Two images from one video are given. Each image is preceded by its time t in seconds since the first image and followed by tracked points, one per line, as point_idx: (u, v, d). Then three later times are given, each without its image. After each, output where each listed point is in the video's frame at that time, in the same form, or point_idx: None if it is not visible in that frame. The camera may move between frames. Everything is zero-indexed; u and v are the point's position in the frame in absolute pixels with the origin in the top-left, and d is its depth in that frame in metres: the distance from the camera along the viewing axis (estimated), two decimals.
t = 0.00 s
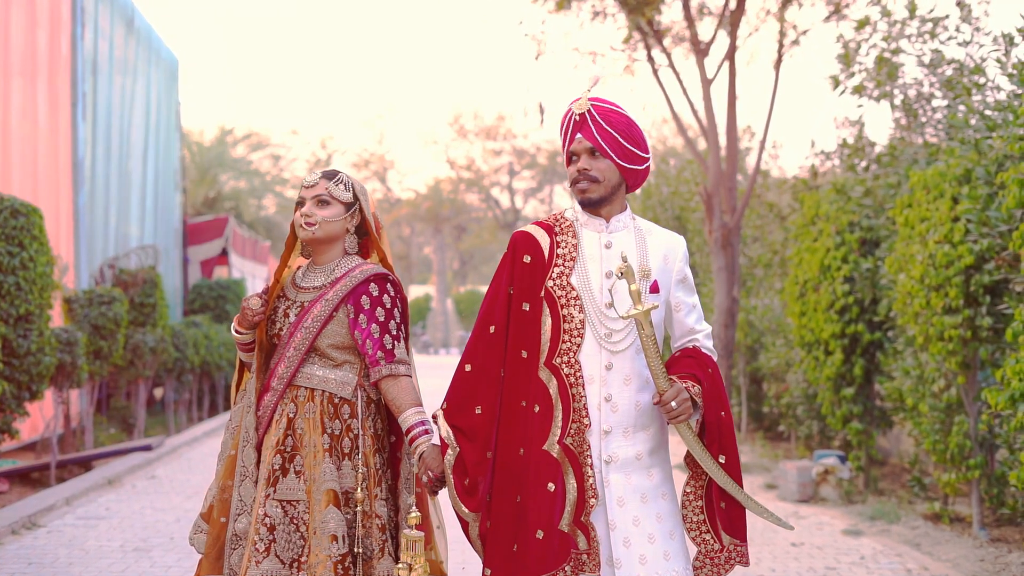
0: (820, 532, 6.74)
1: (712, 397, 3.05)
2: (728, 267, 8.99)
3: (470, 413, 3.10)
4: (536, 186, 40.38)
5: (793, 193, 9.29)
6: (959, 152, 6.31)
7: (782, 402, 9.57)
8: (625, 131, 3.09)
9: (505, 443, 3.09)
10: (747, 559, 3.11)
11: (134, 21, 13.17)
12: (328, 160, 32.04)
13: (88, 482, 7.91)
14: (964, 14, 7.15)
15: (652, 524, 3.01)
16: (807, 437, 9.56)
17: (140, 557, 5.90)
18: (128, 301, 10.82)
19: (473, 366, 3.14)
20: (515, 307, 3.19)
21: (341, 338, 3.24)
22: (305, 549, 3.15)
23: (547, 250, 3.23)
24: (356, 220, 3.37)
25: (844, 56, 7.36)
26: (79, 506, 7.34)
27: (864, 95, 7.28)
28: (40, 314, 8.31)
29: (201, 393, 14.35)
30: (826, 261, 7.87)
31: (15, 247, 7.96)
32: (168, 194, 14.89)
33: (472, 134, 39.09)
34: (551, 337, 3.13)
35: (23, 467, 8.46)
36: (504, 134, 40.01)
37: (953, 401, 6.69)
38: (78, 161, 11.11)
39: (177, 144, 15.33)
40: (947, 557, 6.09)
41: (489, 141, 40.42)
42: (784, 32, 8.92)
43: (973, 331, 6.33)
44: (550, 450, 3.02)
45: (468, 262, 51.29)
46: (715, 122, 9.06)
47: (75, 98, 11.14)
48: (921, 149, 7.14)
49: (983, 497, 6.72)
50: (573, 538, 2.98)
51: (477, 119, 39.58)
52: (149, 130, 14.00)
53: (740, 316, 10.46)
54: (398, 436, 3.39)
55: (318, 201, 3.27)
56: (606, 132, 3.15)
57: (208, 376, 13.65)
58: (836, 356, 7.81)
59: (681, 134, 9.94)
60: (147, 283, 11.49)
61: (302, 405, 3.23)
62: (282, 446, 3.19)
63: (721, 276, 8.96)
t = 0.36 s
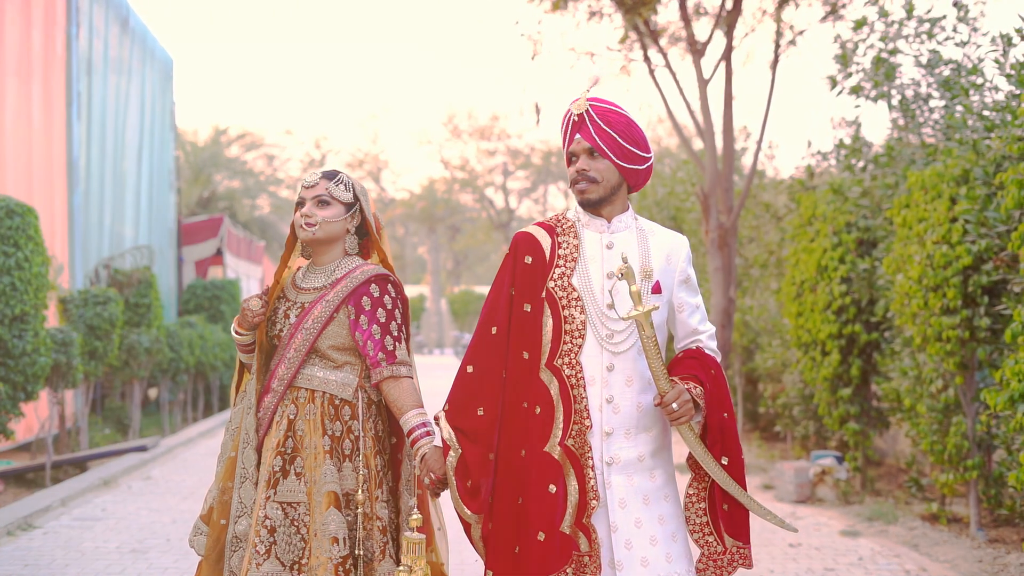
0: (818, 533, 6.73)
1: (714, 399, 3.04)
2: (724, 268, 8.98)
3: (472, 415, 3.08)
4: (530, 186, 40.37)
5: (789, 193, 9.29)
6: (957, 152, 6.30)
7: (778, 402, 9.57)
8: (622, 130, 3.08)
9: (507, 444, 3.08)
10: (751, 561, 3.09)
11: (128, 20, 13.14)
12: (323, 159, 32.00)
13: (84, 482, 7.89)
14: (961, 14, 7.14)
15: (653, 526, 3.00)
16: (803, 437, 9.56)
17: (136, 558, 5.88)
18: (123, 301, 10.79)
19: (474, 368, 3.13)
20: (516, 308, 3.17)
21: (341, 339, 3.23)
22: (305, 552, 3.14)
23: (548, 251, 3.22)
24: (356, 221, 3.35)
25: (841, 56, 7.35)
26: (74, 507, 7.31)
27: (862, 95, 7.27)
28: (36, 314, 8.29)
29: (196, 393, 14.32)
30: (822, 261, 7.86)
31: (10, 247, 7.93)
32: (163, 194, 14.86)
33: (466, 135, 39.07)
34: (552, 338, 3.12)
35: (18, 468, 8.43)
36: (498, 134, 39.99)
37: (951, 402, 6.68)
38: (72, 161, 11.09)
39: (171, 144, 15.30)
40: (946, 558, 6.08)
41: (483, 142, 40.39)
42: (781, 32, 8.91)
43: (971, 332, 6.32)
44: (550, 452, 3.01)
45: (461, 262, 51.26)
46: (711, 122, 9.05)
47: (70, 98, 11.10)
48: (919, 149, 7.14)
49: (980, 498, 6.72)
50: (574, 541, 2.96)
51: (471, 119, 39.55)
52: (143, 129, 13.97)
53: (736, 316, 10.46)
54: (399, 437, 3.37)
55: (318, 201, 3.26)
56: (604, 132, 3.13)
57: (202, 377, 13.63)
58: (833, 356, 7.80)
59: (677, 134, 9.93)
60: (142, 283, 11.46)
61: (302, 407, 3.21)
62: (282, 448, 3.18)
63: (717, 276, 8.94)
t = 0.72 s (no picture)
0: (818, 533, 6.72)
1: (720, 400, 3.02)
2: (722, 268, 8.96)
3: (478, 416, 3.08)
4: (525, 186, 40.36)
5: (786, 193, 9.28)
6: (957, 152, 6.29)
7: (776, 402, 9.56)
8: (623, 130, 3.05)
9: (511, 445, 3.07)
10: (758, 564, 3.05)
11: (124, 20, 13.10)
12: (318, 159, 31.97)
13: (80, 483, 7.87)
14: (960, 14, 7.13)
15: (659, 528, 2.97)
16: (801, 438, 9.55)
17: (135, 559, 5.86)
18: (119, 301, 10.76)
19: (479, 369, 3.11)
20: (521, 308, 3.16)
21: (345, 340, 3.21)
22: (308, 554, 3.12)
23: (553, 251, 3.19)
24: (360, 220, 3.33)
25: (841, 56, 7.34)
26: (71, 508, 7.28)
27: (861, 95, 7.26)
28: (32, 315, 8.27)
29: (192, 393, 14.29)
30: (821, 261, 7.84)
31: (6, 247, 7.90)
32: (158, 194, 14.82)
33: (461, 135, 39.04)
34: (557, 338, 3.10)
35: (14, 469, 8.39)
36: (493, 134, 39.97)
37: (950, 402, 6.68)
38: (68, 161, 11.05)
39: (167, 143, 15.27)
40: (946, 559, 6.07)
41: (479, 142, 40.37)
42: (779, 32, 8.89)
43: (971, 332, 6.31)
44: (555, 453, 2.99)
45: (457, 263, 51.25)
46: (709, 122, 9.03)
47: (66, 97, 11.07)
48: (919, 149, 7.13)
49: (980, 499, 6.71)
50: (579, 542, 2.95)
51: (466, 119, 39.53)
52: (139, 129, 13.94)
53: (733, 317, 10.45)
54: (403, 438, 3.35)
55: (321, 201, 3.24)
56: (605, 132, 3.10)
57: (198, 377, 13.60)
58: (832, 356, 7.78)
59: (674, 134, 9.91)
60: (138, 283, 11.44)
61: (305, 408, 3.20)
62: (285, 449, 3.16)
63: (716, 276, 8.92)
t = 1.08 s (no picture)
0: (818, 534, 6.70)
1: (728, 400, 3.00)
2: (721, 268, 8.93)
3: (486, 416, 3.05)
4: (519, 186, 40.34)
5: (784, 193, 9.26)
6: (958, 153, 6.28)
7: (774, 403, 9.54)
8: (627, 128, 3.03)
9: (519, 445, 3.05)
10: (768, 566, 3.03)
11: (120, 19, 13.07)
12: (313, 159, 31.92)
13: (77, 483, 7.84)
14: (959, 14, 7.12)
15: (667, 529, 2.95)
16: (799, 438, 9.53)
17: (134, 560, 5.83)
18: (115, 301, 10.73)
19: (488, 369, 3.08)
20: (528, 307, 3.13)
21: (351, 340, 3.19)
22: (315, 555, 3.10)
23: (560, 250, 3.16)
24: (365, 220, 3.31)
25: (841, 56, 7.33)
26: (69, 508, 7.25)
27: (861, 95, 7.25)
28: (28, 314, 8.24)
29: (187, 393, 14.25)
30: (821, 261, 7.81)
31: (3, 246, 7.87)
32: (153, 193, 14.78)
33: (456, 135, 39.01)
34: (564, 338, 3.07)
35: (10, 469, 8.36)
36: (487, 134, 39.94)
37: (951, 403, 6.68)
38: (64, 160, 11.01)
39: (162, 143, 15.23)
40: (947, 560, 6.06)
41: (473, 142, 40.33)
42: (777, 32, 8.88)
43: (972, 333, 6.30)
44: (562, 454, 2.98)
45: (450, 262, 51.20)
46: (708, 122, 9.02)
47: (62, 96, 11.04)
48: (919, 149, 7.12)
49: (980, 500, 6.71)
50: (587, 543, 2.93)
51: (460, 119, 39.49)
52: (134, 129, 13.89)
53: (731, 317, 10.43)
54: (409, 439, 3.33)
55: (327, 200, 3.22)
56: (609, 130, 3.09)
57: (193, 377, 13.57)
58: (832, 357, 7.76)
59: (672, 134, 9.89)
60: (134, 283, 11.40)
61: (311, 408, 3.17)
62: (291, 450, 3.14)
63: (714, 276, 8.90)
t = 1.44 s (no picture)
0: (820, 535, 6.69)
1: (741, 399, 2.98)
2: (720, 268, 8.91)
3: (498, 416, 3.00)
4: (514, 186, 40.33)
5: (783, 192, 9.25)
6: (960, 152, 6.28)
7: (772, 403, 9.53)
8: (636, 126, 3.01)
9: (531, 445, 3.02)
10: (780, 568, 3.00)
11: (116, 18, 13.03)
12: (307, 158, 31.89)
13: (75, 483, 7.81)
14: (961, 14, 7.12)
15: (679, 529, 2.93)
16: (797, 438, 9.53)
17: (135, 560, 5.81)
18: (111, 300, 10.70)
19: (500, 368, 3.05)
20: (540, 306, 3.11)
21: (361, 339, 3.16)
22: (325, 555, 3.09)
23: (572, 249, 3.14)
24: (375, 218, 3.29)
25: (842, 55, 7.32)
26: (68, 508, 7.22)
27: (862, 95, 7.24)
28: (26, 313, 8.21)
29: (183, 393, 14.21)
30: (821, 261, 7.78)
31: (1, 245, 7.84)
32: (149, 192, 14.75)
33: (450, 134, 38.98)
34: (575, 336, 3.05)
35: (7, 469, 8.32)
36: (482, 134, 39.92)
37: (952, 403, 6.67)
38: (60, 159, 10.97)
39: (158, 142, 15.19)
40: (950, 560, 6.05)
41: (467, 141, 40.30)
42: (777, 32, 8.87)
43: (974, 333, 6.30)
44: (573, 453, 2.96)
45: (444, 262, 51.19)
46: (708, 122, 9.00)
47: (57, 95, 11.00)
48: (920, 149, 7.12)
49: (981, 500, 6.70)
50: (598, 543, 2.92)
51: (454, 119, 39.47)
52: (130, 128, 13.85)
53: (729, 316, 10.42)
54: (419, 439, 3.30)
55: (337, 198, 3.20)
56: (618, 128, 3.07)
57: (189, 376, 13.54)
58: (832, 357, 7.74)
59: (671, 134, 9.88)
60: (131, 282, 11.36)
61: (321, 408, 3.15)
62: (300, 450, 3.12)
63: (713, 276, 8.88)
